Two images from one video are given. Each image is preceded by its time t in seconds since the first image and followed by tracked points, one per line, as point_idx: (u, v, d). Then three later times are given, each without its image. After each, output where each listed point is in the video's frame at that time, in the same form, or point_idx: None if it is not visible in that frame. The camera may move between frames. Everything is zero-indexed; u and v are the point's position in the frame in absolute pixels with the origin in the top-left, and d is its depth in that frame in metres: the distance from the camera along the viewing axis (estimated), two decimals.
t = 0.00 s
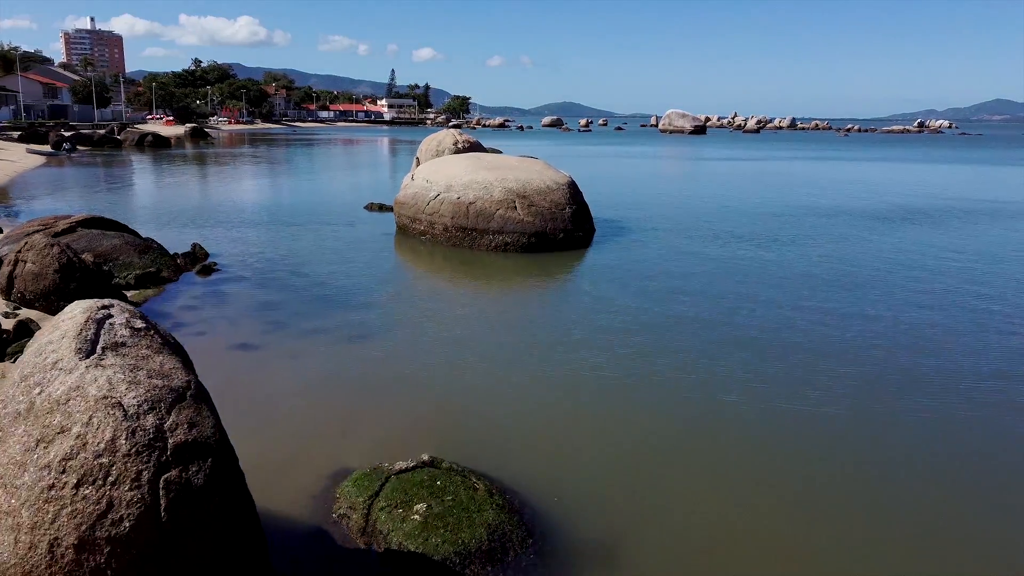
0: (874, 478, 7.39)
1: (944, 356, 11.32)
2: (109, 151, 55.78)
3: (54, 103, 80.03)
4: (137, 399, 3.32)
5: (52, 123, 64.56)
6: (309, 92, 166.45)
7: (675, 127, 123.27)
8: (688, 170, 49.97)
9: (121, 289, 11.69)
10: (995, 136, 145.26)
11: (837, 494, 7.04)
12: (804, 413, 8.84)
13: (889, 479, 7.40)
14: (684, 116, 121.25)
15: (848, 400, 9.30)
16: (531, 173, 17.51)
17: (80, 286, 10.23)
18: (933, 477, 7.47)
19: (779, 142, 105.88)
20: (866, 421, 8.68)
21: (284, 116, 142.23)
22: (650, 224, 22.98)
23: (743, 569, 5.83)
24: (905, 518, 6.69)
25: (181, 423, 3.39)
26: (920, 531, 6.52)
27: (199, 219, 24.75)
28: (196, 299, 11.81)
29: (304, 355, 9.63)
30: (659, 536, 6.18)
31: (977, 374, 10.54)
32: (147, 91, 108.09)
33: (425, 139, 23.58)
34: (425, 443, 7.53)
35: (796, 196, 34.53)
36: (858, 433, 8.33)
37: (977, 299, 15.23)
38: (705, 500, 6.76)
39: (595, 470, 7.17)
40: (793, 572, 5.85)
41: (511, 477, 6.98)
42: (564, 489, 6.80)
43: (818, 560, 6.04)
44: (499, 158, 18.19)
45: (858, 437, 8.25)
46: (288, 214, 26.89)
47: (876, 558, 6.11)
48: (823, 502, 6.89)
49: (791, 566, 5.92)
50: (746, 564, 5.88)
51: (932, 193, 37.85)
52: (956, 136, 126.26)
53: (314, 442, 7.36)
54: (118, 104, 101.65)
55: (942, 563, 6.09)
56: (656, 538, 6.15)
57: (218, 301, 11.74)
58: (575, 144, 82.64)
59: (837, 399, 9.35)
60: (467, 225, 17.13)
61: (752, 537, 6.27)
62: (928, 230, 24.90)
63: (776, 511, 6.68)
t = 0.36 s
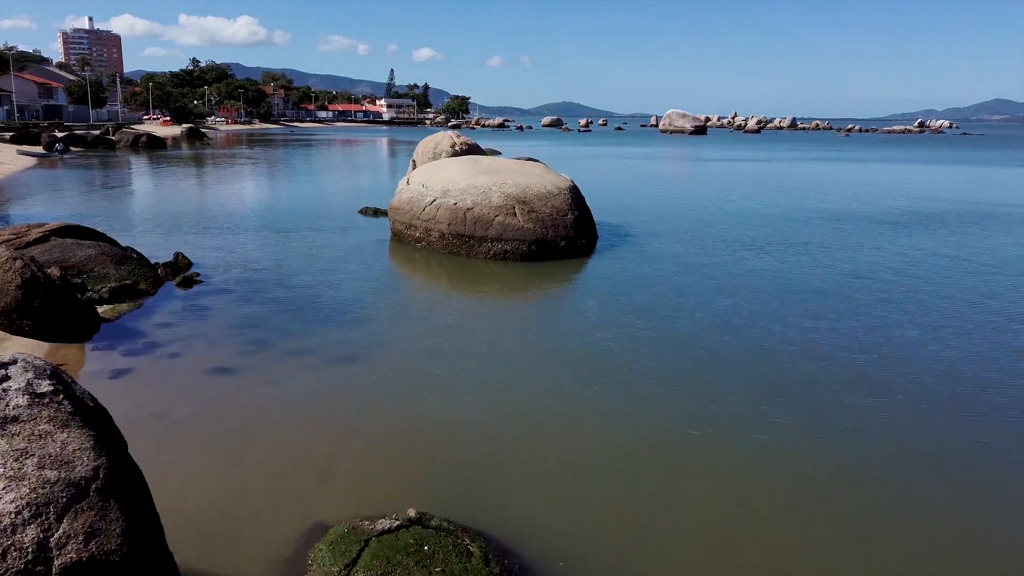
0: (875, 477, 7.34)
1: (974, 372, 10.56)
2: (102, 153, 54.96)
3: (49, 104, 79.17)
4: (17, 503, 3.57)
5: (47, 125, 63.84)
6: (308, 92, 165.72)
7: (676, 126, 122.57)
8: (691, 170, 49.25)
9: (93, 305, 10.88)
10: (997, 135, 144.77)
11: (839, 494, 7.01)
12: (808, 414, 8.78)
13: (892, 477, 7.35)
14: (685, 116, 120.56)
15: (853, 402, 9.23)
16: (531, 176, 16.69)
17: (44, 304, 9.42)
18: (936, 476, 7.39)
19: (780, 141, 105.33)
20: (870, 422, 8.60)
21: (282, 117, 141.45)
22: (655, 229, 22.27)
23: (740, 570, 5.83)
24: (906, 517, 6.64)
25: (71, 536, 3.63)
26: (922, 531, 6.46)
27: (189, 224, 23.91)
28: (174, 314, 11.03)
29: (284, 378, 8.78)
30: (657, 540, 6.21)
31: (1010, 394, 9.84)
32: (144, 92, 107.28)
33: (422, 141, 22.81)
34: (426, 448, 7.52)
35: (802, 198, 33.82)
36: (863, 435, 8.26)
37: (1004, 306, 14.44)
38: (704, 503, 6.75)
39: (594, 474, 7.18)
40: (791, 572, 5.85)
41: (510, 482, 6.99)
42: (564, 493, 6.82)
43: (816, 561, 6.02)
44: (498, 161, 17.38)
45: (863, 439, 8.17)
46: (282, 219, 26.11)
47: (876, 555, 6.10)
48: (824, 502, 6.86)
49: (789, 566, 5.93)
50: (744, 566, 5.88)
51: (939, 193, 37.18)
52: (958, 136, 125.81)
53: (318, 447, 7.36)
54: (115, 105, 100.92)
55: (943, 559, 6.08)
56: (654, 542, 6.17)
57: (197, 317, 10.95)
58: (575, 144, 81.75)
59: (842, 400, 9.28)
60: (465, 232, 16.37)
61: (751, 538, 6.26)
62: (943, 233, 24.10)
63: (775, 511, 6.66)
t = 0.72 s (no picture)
0: (875, 488, 7.47)
1: (1008, 403, 9.87)
2: (96, 154, 54.17)
3: (44, 103, 78.34)
4: None
5: (41, 124, 63.06)
6: (306, 91, 165.04)
7: (676, 127, 122.10)
8: (692, 172, 48.64)
9: (61, 324, 10.17)
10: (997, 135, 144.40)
11: (838, 503, 7.16)
12: (808, 428, 8.80)
13: (891, 488, 7.47)
14: (685, 116, 120.06)
15: (852, 413, 9.35)
16: (532, 180, 15.89)
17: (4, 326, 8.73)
18: (935, 492, 7.43)
19: (780, 142, 104.90)
20: (869, 434, 8.72)
21: (280, 116, 140.66)
22: (658, 236, 21.63)
23: None
24: (905, 532, 6.69)
25: None
26: (920, 547, 6.50)
27: (178, 229, 23.11)
28: (149, 332, 10.27)
29: (265, 410, 7.94)
30: (657, 551, 6.23)
31: None
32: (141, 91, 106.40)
33: (419, 144, 22.05)
34: (428, 454, 7.51)
35: (806, 201, 33.23)
36: (862, 449, 8.29)
37: None
38: (707, 509, 6.90)
39: (595, 484, 7.20)
40: None
41: (512, 490, 6.98)
42: (565, 502, 6.83)
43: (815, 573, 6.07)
44: (498, 164, 16.60)
45: (862, 454, 8.21)
46: (274, 222, 25.33)
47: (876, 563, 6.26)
48: (824, 510, 7.01)
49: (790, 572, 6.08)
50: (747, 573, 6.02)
51: (943, 197, 36.69)
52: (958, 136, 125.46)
53: (320, 450, 7.32)
54: (111, 105, 100.10)
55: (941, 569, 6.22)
56: (654, 553, 6.20)
57: (174, 334, 10.21)
58: (579, 146, 80.74)
59: (842, 413, 9.38)
60: (463, 240, 15.62)
61: (753, 543, 6.41)
62: (959, 241, 23.28)
63: (777, 518, 6.81)
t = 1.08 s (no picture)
0: (873, 490, 7.58)
1: None
2: (88, 155, 53.14)
3: (38, 103, 77.30)
4: None
5: (33, 125, 62.11)
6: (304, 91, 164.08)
7: (676, 127, 121.45)
8: (693, 173, 47.95)
9: (22, 345, 9.35)
10: (997, 135, 143.95)
11: (836, 503, 7.27)
12: (805, 433, 8.85)
13: (889, 490, 7.58)
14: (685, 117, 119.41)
15: (850, 419, 9.41)
16: (534, 186, 15.06)
17: None
18: (931, 495, 7.56)
19: (780, 141, 104.24)
20: (867, 439, 8.80)
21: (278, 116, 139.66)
22: (661, 242, 20.96)
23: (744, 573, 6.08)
24: (903, 532, 6.81)
25: None
26: (918, 548, 6.59)
27: (164, 233, 22.13)
28: (120, 354, 9.48)
29: (238, 449, 7.14)
30: (659, 548, 6.31)
31: None
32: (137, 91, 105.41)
33: (415, 146, 21.25)
34: (426, 454, 7.51)
35: (810, 204, 32.57)
36: (859, 453, 8.38)
37: None
38: (707, 507, 7.02)
39: (594, 485, 7.24)
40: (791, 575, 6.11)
41: (511, 490, 7.01)
42: (567, 502, 6.87)
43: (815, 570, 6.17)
44: (499, 168, 15.79)
45: (860, 458, 8.28)
46: (265, 226, 24.46)
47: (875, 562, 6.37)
48: (822, 509, 7.14)
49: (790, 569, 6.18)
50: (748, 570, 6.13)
51: (948, 199, 36.11)
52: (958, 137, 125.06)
53: (317, 452, 7.26)
54: (107, 105, 99.12)
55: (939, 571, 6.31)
56: (657, 548, 6.31)
57: (147, 357, 9.40)
58: (578, 146, 79.89)
59: (841, 418, 9.42)
60: (461, 249, 14.82)
61: (753, 541, 6.53)
62: (979, 246, 22.37)
63: (775, 516, 6.93)
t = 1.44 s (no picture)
0: (877, 488, 7.38)
1: None
2: (81, 156, 52.30)
3: (33, 104, 76.49)
4: None
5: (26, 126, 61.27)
6: (303, 91, 163.19)
7: (676, 127, 120.63)
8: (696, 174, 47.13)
9: None
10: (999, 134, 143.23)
11: (838, 500, 7.10)
12: (808, 430, 8.65)
13: (895, 488, 7.37)
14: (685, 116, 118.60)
15: (855, 416, 9.17)
16: (535, 191, 14.22)
17: None
18: (937, 492, 7.36)
19: (781, 142, 103.54)
20: (873, 437, 8.55)
21: (276, 117, 138.76)
22: (667, 245, 20.14)
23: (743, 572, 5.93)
24: (903, 532, 6.59)
25: None
26: (923, 547, 6.40)
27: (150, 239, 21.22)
28: (83, 381, 8.67)
29: (200, 498, 6.30)
30: (655, 547, 6.18)
31: None
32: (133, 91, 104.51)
33: (412, 149, 20.43)
34: (422, 454, 7.39)
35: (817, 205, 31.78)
36: (864, 451, 8.16)
37: None
38: (705, 504, 6.88)
39: (592, 484, 7.11)
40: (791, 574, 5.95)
41: (506, 489, 6.89)
42: (562, 501, 6.74)
43: (814, 570, 6.00)
44: (499, 173, 14.97)
45: (864, 455, 8.08)
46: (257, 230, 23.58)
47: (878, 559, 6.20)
48: (824, 506, 6.96)
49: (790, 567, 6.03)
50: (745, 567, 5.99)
51: (957, 200, 35.34)
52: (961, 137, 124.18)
53: (315, 454, 7.17)
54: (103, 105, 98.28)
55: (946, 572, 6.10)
56: (653, 546, 6.19)
57: (113, 384, 8.59)
58: (578, 147, 79.03)
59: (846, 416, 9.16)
60: (458, 259, 14.00)
61: (751, 538, 6.38)
62: (999, 249, 21.50)
63: (775, 513, 6.78)
